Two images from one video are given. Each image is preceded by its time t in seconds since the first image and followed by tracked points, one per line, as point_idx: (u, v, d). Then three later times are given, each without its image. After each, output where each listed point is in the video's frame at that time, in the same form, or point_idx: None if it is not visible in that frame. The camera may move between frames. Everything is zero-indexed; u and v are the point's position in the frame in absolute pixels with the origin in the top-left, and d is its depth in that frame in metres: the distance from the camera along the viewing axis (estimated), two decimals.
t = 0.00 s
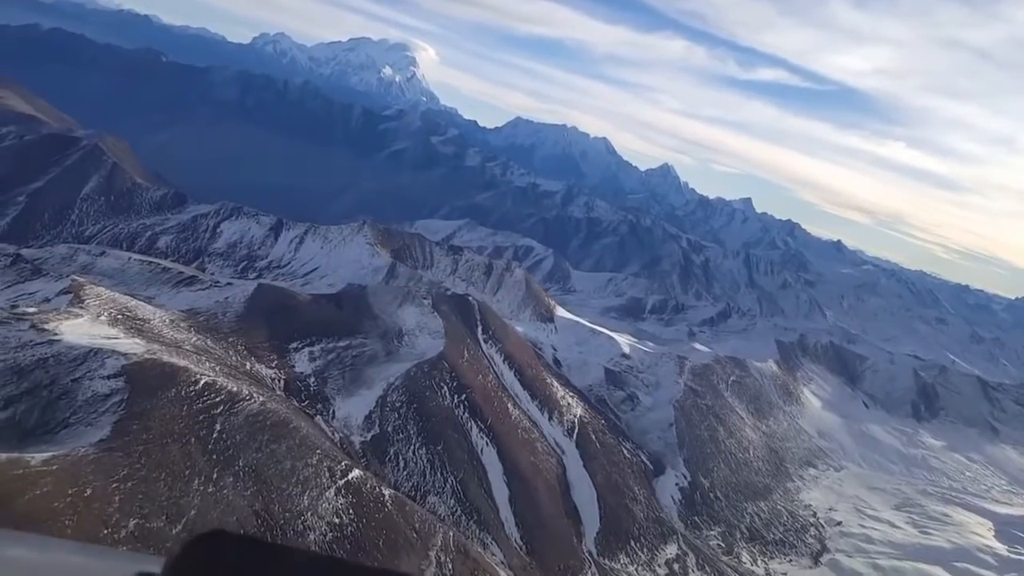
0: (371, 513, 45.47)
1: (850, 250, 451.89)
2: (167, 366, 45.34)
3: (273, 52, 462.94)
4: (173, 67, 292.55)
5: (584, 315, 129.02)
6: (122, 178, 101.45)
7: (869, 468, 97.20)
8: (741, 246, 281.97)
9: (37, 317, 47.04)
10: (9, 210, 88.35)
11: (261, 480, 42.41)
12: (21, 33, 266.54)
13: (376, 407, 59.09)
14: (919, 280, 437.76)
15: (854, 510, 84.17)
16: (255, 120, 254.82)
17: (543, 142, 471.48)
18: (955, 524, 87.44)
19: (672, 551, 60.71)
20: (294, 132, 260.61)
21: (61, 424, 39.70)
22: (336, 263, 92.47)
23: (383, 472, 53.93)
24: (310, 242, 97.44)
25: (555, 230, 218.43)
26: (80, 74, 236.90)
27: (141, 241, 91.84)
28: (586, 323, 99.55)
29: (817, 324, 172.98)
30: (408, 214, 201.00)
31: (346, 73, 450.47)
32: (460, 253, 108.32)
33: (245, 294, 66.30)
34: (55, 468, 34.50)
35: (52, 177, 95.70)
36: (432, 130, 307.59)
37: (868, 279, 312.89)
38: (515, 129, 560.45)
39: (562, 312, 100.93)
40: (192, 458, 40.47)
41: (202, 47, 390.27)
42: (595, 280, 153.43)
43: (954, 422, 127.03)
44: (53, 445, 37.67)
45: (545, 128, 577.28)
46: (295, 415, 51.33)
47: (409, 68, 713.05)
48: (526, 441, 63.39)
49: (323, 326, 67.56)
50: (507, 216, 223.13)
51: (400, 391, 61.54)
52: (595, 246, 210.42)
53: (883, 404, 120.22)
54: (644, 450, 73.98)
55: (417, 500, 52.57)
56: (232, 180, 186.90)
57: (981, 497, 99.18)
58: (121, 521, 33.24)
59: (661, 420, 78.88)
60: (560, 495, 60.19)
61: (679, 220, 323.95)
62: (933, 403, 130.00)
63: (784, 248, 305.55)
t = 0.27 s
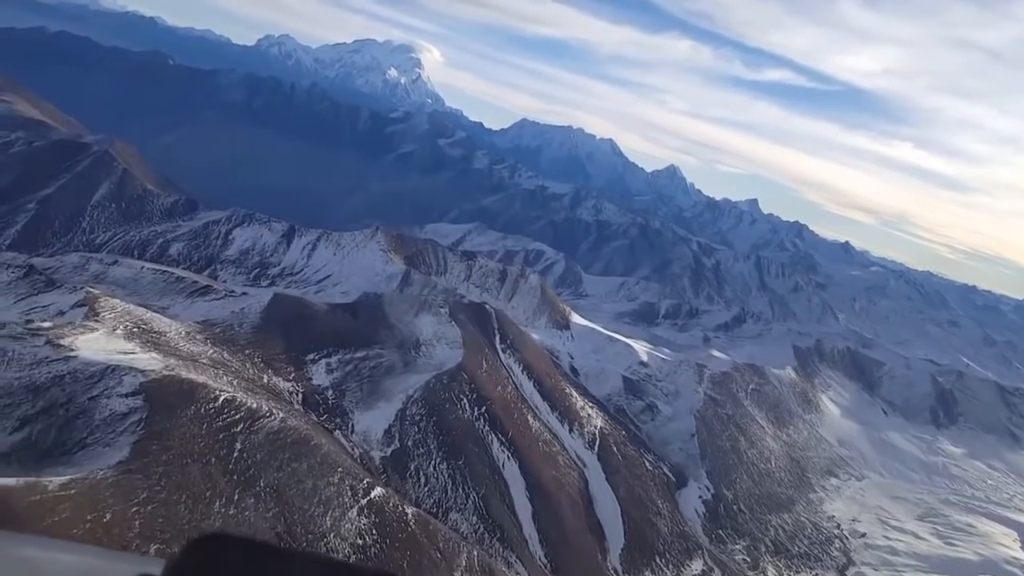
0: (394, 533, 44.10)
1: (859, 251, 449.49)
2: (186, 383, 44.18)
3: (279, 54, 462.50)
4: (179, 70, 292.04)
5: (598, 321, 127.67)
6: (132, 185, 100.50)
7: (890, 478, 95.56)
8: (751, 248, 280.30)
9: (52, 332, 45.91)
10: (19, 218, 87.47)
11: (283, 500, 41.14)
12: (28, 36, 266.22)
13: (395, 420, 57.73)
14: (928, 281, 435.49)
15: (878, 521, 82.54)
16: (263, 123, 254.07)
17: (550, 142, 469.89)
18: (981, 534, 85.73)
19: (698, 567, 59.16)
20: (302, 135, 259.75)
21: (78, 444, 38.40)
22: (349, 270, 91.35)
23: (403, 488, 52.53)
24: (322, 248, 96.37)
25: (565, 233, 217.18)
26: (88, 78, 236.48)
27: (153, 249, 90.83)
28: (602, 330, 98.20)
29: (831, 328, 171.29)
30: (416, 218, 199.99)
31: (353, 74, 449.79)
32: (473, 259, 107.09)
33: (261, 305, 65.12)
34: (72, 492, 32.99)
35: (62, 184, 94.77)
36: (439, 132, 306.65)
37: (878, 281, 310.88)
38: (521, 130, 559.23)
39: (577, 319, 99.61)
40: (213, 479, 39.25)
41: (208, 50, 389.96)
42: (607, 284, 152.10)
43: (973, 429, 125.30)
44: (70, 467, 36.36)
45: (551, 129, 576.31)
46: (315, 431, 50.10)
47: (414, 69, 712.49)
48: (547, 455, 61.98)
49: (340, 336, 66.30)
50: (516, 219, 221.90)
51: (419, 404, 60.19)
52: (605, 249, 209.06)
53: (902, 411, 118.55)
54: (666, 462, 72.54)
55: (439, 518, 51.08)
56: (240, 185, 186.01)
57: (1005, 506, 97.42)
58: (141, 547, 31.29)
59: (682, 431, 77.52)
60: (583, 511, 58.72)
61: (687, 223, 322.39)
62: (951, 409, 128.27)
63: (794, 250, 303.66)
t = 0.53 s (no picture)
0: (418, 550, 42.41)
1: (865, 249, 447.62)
2: (203, 397, 42.83)
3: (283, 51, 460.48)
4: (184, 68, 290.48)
5: (610, 322, 126.32)
6: (140, 186, 99.18)
7: (910, 483, 94.23)
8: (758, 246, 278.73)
9: (66, 344, 44.56)
10: (26, 221, 86.22)
11: (304, 519, 39.61)
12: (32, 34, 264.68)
13: (413, 431, 56.29)
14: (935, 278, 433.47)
15: (901, 529, 81.24)
16: (268, 121, 252.64)
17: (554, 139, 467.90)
18: (1005, 541, 84.42)
19: None
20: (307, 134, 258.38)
21: (94, 463, 36.91)
22: (361, 273, 90.06)
23: (424, 502, 51.03)
24: (333, 251, 95.12)
25: (573, 232, 215.83)
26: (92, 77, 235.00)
27: (162, 252, 89.59)
28: (617, 333, 96.87)
29: (843, 328, 169.87)
30: (423, 218, 198.84)
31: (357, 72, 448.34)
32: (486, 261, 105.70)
33: (275, 311, 63.74)
34: (90, 515, 31.27)
35: (69, 186, 93.45)
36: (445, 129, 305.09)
37: (885, 279, 309.16)
38: (525, 127, 557.13)
39: (592, 322, 98.29)
40: (232, 498, 37.80)
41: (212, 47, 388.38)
42: (617, 285, 150.70)
43: (990, 431, 123.95)
44: (86, 486, 34.84)
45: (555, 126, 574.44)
46: (333, 444, 48.66)
47: (417, 66, 710.23)
48: (568, 466, 60.51)
49: (355, 343, 64.90)
50: (524, 218, 220.55)
51: (437, 413, 58.73)
52: (613, 248, 207.66)
53: (919, 414, 117.20)
54: (686, 470, 71.25)
55: (461, 532, 49.48)
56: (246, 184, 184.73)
57: None
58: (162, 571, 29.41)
59: (702, 439, 76.25)
60: (606, 523, 57.25)
61: (693, 220, 320.74)
62: (968, 411, 126.91)
63: (801, 248, 302.00)
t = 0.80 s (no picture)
0: (443, 567, 40.63)
1: (870, 245, 445.61)
2: (221, 411, 41.56)
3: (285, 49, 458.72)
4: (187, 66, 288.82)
5: (620, 322, 124.94)
6: (147, 188, 97.91)
7: (930, 486, 92.85)
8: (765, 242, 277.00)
9: (79, 356, 43.36)
10: (32, 225, 84.99)
11: (326, 538, 38.06)
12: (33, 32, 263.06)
13: (432, 441, 54.99)
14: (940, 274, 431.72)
15: (923, 534, 79.89)
16: (271, 120, 251.12)
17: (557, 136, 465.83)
18: None
19: None
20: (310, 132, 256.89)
21: (111, 481, 35.63)
22: (371, 276, 88.84)
23: (445, 515, 49.60)
24: (343, 253, 93.95)
25: (579, 230, 214.42)
26: (95, 76, 233.60)
27: (169, 255, 88.41)
28: (631, 335, 95.56)
29: (854, 326, 168.43)
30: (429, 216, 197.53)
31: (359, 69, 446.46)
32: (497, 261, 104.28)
33: (289, 318, 62.45)
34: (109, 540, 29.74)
35: (75, 189, 92.09)
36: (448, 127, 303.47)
37: (892, 275, 307.59)
38: (527, 124, 555.01)
39: (606, 323, 96.99)
40: (253, 517, 36.38)
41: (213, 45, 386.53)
42: (627, 284, 149.30)
43: (1006, 431, 122.46)
44: (103, 507, 33.55)
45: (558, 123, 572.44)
46: (353, 458, 47.26)
47: (419, 62, 707.54)
48: (589, 474, 59.11)
49: (370, 349, 63.61)
50: (530, 216, 219.15)
51: (456, 422, 57.41)
52: (620, 246, 206.26)
53: (935, 414, 115.80)
54: (707, 477, 70.00)
55: (483, 546, 48.01)
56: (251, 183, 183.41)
57: None
58: None
59: (721, 444, 74.79)
60: (629, 533, 55.92)
61: (699, 217, 319.36)
62: (984, 411, 125.42)
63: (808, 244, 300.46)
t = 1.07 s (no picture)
0: None
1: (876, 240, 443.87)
2: (242, 429, 40.21)
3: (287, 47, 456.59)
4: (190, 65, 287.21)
5: (633, 323, 123.49)
6: (156, 193, 96.56)
7: (954, 488, 91.52)
8: (772, 237, 275.44)
9: (94, 374, 42.06)
10: (40, 232, 83.70)
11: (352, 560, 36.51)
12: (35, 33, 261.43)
13: (454, 453, 53.56)
14: (946, 267, 429.97)
15: (950, 539, 78.54)
16: (275, 120, 249.65)
17: (561, 132, 463.72)
18: None
19: None
20: (314, 132, 255.51)
21: (131, 505, 34.23)
22: (384, 281, 87.59)
23: (469, 530, 48.14)
24: (354, 257, 92.67)
25: (587, 228, 212.98)
26: (99, 78, 232.27)
27: (179, 261, 87.17)
28: (648, 337, 94.24)
29: (867, 323, 167.06)
30: (435, 216, 196.25)
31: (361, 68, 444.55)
32: (510, 263, 102.78)
33: (305, 326, 61.01)
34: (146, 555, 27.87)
35: (82, 194, 90.70)
36: (452, 125, 302.02)
37: (900, 269, 305.89)
38: (530, 121, 552.92)
39: (621, 325, 95.65)
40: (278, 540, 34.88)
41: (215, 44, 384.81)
42: (637, 284, 147.84)
43: None
44: (123, 533, 32.09)
45: (560, 119, 570.74)
46: (376, 473, 45.82)
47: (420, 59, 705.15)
48: (613, 485, 57.73)
49: (388, 358, 62.21)
50: (537, 215, 217.83)
51: (477, 432, 56.03)
52: (629, 243, 204.81)
53: (954, 414, 114.42)
54: (731, 484, 68.76)
55: (509, 563, 46.46)
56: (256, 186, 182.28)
57: None
58: None
59: (744, 449, 73.86)
60: (655, 546, 54.56)
61: (705, 213, 317.90)
62: (1002, 409, 124.06)
63: (815, 239, 298.76)
